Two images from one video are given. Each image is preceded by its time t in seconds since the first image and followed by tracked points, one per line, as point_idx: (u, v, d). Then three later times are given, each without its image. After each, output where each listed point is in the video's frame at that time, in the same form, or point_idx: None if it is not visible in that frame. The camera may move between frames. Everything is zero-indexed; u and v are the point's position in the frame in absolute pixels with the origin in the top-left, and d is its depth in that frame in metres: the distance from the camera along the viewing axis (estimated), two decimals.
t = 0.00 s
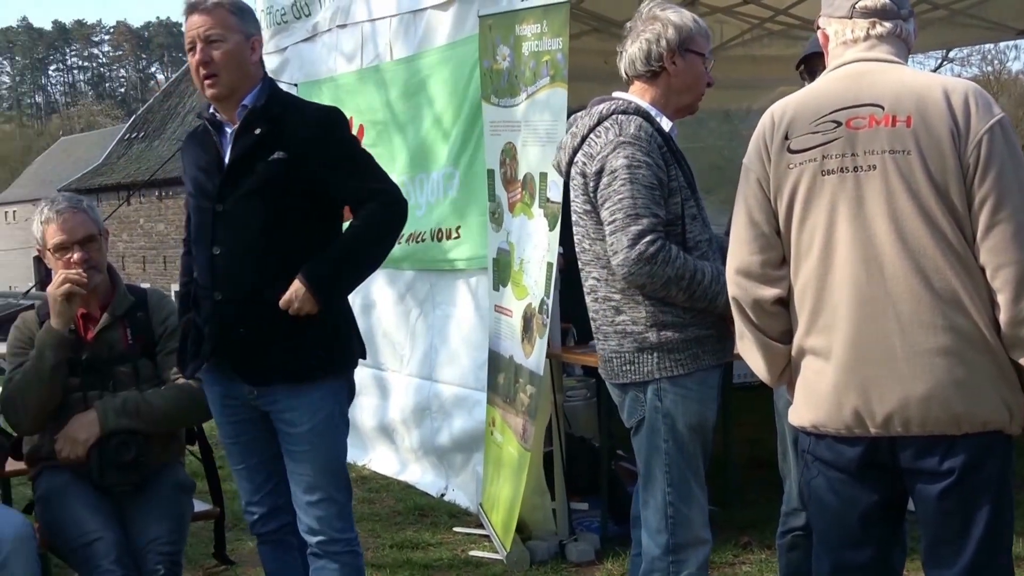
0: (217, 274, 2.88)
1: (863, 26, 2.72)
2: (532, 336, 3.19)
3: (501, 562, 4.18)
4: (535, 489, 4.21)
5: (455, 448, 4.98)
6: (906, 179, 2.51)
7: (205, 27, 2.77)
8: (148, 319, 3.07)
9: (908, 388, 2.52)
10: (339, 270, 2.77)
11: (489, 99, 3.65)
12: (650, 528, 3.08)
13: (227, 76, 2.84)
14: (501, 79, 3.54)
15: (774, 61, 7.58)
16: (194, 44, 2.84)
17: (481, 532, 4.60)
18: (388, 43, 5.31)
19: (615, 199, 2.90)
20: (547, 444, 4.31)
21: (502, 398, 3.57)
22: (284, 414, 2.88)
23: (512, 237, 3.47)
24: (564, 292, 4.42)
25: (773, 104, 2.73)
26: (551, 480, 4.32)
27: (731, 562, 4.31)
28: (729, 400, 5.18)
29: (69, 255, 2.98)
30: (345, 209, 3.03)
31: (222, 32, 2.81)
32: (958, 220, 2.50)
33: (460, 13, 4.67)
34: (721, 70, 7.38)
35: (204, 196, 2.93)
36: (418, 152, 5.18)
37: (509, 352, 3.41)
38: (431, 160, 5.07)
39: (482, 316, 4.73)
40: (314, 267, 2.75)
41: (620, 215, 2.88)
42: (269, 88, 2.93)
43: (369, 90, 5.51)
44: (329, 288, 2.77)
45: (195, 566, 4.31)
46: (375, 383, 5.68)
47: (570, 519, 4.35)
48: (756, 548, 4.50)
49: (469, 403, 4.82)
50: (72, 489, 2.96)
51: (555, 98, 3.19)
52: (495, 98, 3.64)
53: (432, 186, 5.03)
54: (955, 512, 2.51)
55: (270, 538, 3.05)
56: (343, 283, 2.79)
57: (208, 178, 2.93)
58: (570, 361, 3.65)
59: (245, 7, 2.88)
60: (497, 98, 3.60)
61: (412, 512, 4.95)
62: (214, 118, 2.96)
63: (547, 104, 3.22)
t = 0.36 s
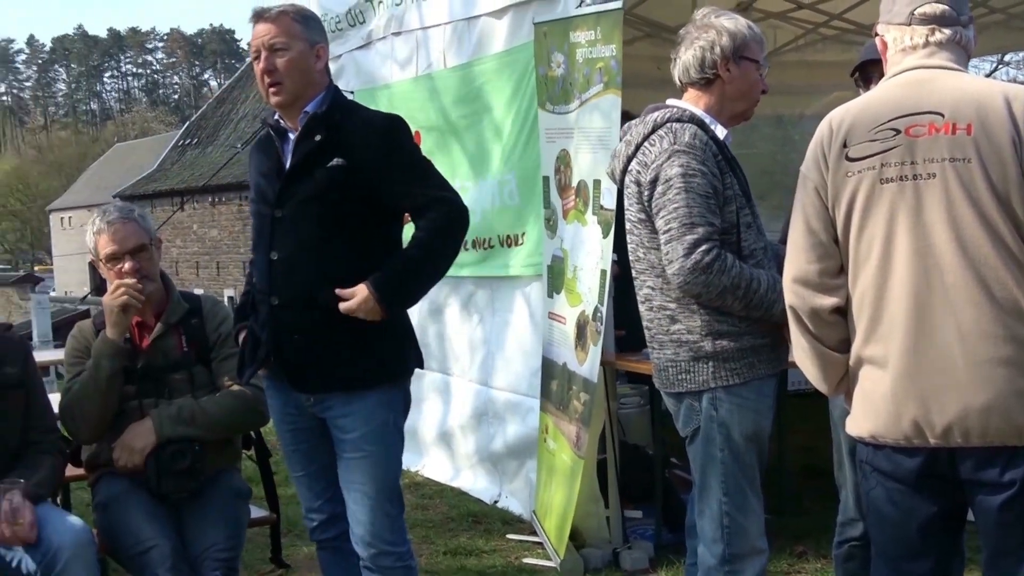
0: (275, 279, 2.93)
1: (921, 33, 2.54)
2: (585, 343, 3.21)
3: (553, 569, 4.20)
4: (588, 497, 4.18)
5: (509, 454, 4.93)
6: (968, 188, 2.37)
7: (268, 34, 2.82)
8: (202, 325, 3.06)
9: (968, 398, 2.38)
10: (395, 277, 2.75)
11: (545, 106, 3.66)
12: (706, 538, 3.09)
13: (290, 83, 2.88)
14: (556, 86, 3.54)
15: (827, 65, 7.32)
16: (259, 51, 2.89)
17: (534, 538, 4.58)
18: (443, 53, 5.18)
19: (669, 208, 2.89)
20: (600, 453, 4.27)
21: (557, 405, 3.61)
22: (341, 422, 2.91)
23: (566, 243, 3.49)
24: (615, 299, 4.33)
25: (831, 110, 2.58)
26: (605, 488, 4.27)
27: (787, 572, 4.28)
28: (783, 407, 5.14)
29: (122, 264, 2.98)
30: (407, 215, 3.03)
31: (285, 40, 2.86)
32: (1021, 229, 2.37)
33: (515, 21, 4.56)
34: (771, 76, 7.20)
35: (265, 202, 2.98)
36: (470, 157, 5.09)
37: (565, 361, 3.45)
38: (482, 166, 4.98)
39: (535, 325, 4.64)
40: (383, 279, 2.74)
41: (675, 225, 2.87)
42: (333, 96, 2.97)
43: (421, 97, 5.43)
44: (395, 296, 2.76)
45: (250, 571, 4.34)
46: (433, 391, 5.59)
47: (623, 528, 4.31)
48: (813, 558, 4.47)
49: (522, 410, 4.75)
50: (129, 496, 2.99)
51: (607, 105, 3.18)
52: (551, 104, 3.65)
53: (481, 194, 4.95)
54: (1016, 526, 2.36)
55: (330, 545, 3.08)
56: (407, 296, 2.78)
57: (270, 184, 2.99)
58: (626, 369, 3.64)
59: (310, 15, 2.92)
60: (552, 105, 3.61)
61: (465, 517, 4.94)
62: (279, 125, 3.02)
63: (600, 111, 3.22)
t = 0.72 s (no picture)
0: (338, 290, 2.94)
1: (992, 42, 2.44)
2: (650, 355, 3.22)
3: None
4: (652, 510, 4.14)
5: (573, 466, 4.92)
6: None
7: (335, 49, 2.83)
8: (268, 338, 3.07)
9: None
10: (446, 278, 2.72)
11: (608, 119, 3.67)
12: (771, 554, 3.06)
13: (356, 97, 2.91)
14: (619, 99, 3.55)
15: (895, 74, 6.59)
16: (325, 67, 2.92)
17: (599, 552, 4.55)
18: (511, 66, 5.16)
19: (728, 222, 2.87)
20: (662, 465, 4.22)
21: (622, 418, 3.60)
22: (408, 434, 2.91)
23: (632, 254, 3.50)
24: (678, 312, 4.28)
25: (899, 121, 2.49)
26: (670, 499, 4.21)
27: None
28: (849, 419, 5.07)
29: (186, 281, 2.99)
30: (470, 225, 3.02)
31: (352, 55, 2.88)
32: None
33: (581, 34, 4.61)
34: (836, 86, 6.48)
35: (329, 213, 2.99)
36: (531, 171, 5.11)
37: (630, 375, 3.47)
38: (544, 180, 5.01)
39: (601, 338, 4.65)
40: (433, 278, 2.72)
41: (735, 238, 2.85)
42: (397, 108, 2.98)
43: (479, 111, 5.44)
44: (446, 297, 2.73)
45: None
46: (496, 403, 5.60)
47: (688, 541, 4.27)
48: (880, 573, 4.41)
49: (587, 422, 4.77)
50: (197, 508, 3.01)
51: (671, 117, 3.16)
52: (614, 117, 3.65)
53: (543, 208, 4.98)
54: None
55: (398, 556, 3.10)
56: (458, 298, 2.74)
57: (333, 196, 2.99)
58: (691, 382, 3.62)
59: (376, 30, 2.94)
60: (615, 118, 3.62)
61: (529, 531, 4.87)
62: (343, 137, 3.02)
63: (663, 123, 3.20)
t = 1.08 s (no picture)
0: (439, 301, 2.93)
1: None
2: (748, 362, 3.23)
3: None
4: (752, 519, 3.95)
5: (673, 475, 4.90)
6: None
7: (443, 67, 2.82)
8: (368, 348, 3.10)
9: None
10: (535, 255, 2.66)
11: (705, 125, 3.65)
12: (872, 563, 3.04)
13: (465, 113, 2.90)
14: (715, 105, 3.53)
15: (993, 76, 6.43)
16: (431, 88, 2.90)
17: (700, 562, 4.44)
18: (606, 69, 5.14)
19: (842, 218, 2.76)
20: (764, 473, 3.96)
21: (723, 425, 3.59)
22: (510, 443, 2.91)
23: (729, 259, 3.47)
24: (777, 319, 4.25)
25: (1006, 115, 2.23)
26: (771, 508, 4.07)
27: None
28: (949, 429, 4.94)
29: (288, 292, 3.01)
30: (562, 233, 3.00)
31: (459, 72, 2.87)
32: None
33: (675, 42, 4.59)
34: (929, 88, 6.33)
35: (429, 225, 2.98)
36: (629, 174, 5.08)
37: (730, 381, 3.47)
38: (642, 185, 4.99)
39: (703, 347, 4.62)
40: (524, 252, 2.66)
41: (856, 232, 2.73)
42: (493, 120, 2.96)
43: (576, 117, 5.43)
44: (536, 271, 2.66)
45: None
46: (592, 411, 5.60)
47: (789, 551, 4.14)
48: None
49: (686, 429, 4.76)
50: (300, 518, 3.05)
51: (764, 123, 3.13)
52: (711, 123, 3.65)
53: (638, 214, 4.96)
54: None
55: (497, 566, 3.11)
56: (551, 276, 2.68)
57: (432, 208, 2.99)
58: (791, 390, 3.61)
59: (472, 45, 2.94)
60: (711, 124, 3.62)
61: (629, 540, 4.79)
62: (438, 150, 3.02)
63: (759, 129, 3.16)
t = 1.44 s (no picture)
0: (566, 311, 2.94)
1: None
2: (874, 371, 3.24)
3: None
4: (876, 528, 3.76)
5: (796, 484, 4.84)
6: None
7: (560, 82, 2.81)
8: (490, 359, 3.10)
9: None
10: (673, 285, 2.66)
11: (830, 129, 3.64)
12: None
13: (586, 125, 2.90)
14: (840, 110, 3.51)
15: None
16: (549, 100, 2.89)
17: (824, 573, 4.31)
18: (726, 74, 5.10)
19: (977, 216, 2.70)
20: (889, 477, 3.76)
21: (847, 435, 3.56)
22: (635, 452, 2.90)
23: (856, 267, 3.49)
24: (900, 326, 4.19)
25: None
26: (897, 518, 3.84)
27: None
28: None
29: (410, 302, 3.02)
30: (689, 238, 2.99)
31: (576, 84, 2.86)
32: None
33: (796, 47, 4.57)
34: None
35: (552, 237, 2.98)
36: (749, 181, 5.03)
37: (855, 391, 3.48)
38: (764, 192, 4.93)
39: (829, 354, 4.57)
40: (666, 284, 2.66)
41: (992, 230, 2.65)
42: (612, 130, 2.96)
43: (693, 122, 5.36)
44: (685, 299, 2.67)
45: None
46: (713, 421, 5.52)
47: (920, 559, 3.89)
48: None
49: (810, 439, 4.71)
50: (424, 527, 3.07)
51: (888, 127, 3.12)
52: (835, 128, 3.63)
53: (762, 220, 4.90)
54: None
55: None
56: (695, 303, 2.67)
57: (555, 220, 2.98)
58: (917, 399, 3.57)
59: (584, 55, 2.93)
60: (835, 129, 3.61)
61: (750, 550, 4.73)
62: (557, 161, 3.03)
63: (885, 134, 3.15)
